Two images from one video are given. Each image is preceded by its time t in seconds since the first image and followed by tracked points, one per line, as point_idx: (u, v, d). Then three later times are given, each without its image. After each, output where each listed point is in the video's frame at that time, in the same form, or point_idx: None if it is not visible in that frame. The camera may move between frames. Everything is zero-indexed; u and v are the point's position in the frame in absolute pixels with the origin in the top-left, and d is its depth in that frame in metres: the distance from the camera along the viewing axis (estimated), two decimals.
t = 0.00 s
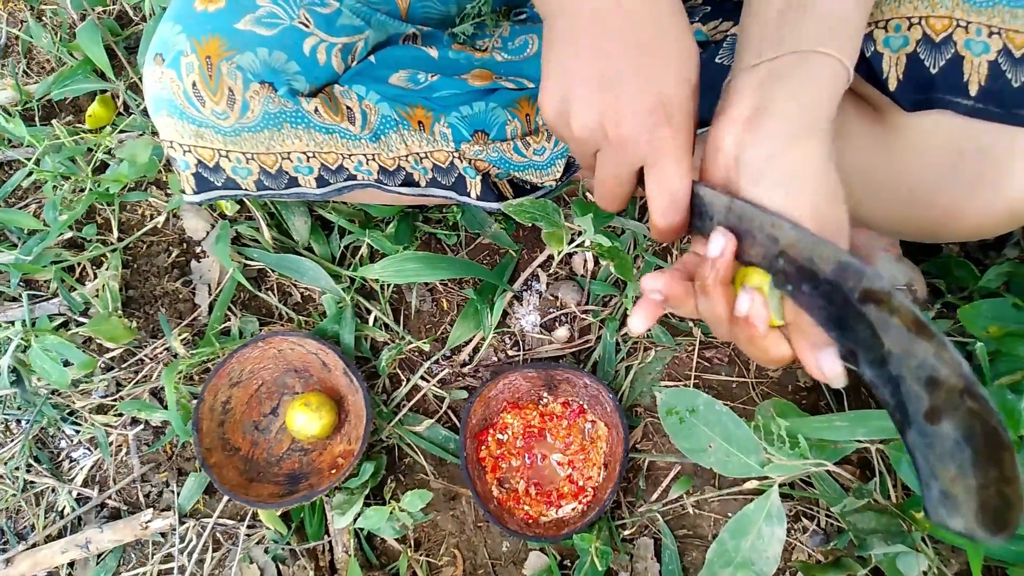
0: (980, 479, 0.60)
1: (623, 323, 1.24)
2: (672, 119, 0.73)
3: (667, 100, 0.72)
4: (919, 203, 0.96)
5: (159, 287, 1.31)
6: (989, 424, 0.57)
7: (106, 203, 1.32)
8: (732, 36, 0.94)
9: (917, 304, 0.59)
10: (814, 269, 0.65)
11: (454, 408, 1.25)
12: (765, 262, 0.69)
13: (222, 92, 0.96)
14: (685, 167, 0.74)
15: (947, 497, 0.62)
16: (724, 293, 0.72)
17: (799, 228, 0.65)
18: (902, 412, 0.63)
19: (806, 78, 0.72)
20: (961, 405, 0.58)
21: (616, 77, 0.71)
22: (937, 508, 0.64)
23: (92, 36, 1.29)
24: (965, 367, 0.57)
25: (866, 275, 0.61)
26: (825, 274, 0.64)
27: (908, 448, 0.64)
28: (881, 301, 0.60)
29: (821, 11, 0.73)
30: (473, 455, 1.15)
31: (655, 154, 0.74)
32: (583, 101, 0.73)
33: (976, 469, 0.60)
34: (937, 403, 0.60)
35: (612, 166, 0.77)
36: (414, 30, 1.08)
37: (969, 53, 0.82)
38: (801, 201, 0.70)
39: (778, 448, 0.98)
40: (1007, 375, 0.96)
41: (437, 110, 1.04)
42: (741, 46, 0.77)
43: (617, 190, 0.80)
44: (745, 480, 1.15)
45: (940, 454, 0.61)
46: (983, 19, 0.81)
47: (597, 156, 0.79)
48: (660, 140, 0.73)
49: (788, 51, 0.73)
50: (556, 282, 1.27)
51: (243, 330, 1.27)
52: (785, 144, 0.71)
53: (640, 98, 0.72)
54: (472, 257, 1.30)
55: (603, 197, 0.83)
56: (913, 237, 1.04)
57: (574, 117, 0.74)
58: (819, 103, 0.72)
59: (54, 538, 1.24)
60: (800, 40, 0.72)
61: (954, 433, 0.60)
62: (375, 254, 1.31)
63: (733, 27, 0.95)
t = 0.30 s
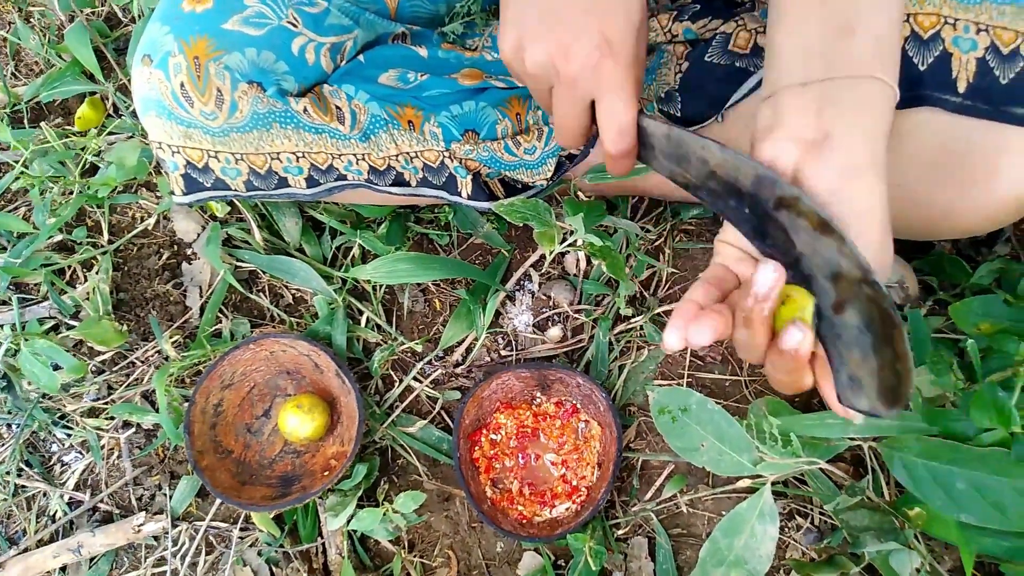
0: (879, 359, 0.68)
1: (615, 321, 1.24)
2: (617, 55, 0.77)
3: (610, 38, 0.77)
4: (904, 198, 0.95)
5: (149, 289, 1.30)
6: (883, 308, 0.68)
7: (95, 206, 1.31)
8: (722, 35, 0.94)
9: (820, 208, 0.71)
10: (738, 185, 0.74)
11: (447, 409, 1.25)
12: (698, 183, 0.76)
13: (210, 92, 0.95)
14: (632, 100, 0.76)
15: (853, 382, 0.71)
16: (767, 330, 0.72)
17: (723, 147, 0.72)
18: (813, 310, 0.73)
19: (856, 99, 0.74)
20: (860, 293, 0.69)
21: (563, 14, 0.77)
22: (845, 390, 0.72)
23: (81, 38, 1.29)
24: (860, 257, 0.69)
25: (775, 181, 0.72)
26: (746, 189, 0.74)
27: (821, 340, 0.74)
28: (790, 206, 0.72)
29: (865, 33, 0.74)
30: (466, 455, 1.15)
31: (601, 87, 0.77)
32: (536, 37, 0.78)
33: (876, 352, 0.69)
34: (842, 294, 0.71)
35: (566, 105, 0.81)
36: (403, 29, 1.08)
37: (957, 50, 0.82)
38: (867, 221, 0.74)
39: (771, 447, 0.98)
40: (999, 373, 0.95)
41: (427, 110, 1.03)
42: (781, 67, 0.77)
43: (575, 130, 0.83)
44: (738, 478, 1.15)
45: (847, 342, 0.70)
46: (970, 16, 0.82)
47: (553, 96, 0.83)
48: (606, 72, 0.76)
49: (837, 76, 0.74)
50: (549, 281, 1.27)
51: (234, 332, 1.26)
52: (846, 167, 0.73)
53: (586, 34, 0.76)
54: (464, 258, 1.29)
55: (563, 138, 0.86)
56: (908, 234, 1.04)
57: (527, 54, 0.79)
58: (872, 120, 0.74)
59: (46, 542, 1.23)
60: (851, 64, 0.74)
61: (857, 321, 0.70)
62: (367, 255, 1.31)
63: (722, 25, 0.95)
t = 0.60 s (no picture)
0: (895, 380, 0.68)
1: (614, 321, 1.24)
2: (608, 78, 0.78)
3: (601, 57, 0.78)
4: (905, 197, 0.94)
5: (148, 289, 1.30)
6: (899, 324, 0.66)
7: (94, 205, 1.31)
8: (722, 35, 0.94)
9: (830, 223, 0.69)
10: (741, 204, 0.72)
11: (446, 409, 1.25)
12: (698, 204, 0.75)
13: (209, 96, 0.95)
14: (624, 124, 0.78)
15: (869, 404, 0.70)
16: (755, 314, 0.70)
17: (727, 169, 0.71)
18: (825, 330, 0.72)
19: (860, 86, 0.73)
20: (874, 310, 0.67)
21: (553, 35, 0.77)
22: (860, 417, 0.71)
23: (79, 37, 1.28)
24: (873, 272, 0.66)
25: (784, 200, 0.70)
26: (749, 208, 0.72)
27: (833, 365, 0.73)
28: (798, 223, 0.70)
29: (874, 20, 0.74)
30: (466, 455, 1.15)
31: (595, 111, 0.78)
32: (528, 60, 0.78)
33: (891, 370, 0.68)
34: (855, 312, 0.69)
35: (557, 127, 0.81)
36: (402, 31, 1.08)
37: (959, 49, 0.83)
38: (861, 218, 0.72)
39: (772, 447, 0.97)
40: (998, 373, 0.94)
41: (426, 112, 1.03)
42: (789, 46, 0.76)
43: (566, 152, 0.84)
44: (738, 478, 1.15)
45: (860, 363, 0.69)
46: (971, 16, 0.82)
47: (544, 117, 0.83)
48: (598, 94, 0.78)
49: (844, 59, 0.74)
50: (548, 281, 1.27)
51: (233, 332, 1.26)
52: (839, 154, 0.73)
53: (578, 56, 0.77)
54: (464, 257, 1.29)
55: (553, 161, 0.87)
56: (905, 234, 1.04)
57: (518, 77, 0.79)
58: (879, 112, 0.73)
59: (45, 542, 1.23)
60: (857, 49, 0.74)
61: (871, 339, 0.68)
62: (366, 254, 1.30)
63: (722, 25, 0.95)
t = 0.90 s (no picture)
0: (856, 421, 0.68)
1: (615, 319, 1.24)
2: (608, 80, 0.76)
3: (601, 59, 0.75)
4: (905, 197, 0.95)
5: (147, 287, 1.29)
6: (859, 372, 0.65)
7: (93, 203, 1.31)
8: (724, 32, 0.94)
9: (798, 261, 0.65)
10: (721, 225, 0.70)
11: (446, 408, 1.24)
12: (684, 220, 0.74)
13: (208, 93, 0.95)
14: (622, 127, 0.76)
15: (834, 433, 0.71)
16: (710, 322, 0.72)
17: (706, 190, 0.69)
18: (794, 358, 0.70)
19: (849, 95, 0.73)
20: (837, 352, 0.65)
21: (553, 35, 0.75)
22: (827, 440, 0.72)
23: (77, 34, 1.28)
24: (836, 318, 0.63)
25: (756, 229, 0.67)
26: (729, 232, 0.70)
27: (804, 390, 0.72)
28: (770, 256, 0.67)
29: (867, 27, 0.74)
30: (466, 455, 1.14)
31: (593, 112, 0.77)
32: (527, 61, 0.76)
33: (854, 408, 0.67)
34: (820, 350, 0.66)
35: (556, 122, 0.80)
36: (403, 28, 1.07)
37: (961, 49, 0.81)
38: (836, 230, 0.72)
39: (773, 447, 0.98)
40: (1001, 373, 0.95)
41: (427, 110, 1.02)
42: (783, 48, 0.75)
43: (567, 145, 0.84)
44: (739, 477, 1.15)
45: (825, 397, 0.69)
46: (974, 14, 0.81)
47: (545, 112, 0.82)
48: (596, 97, 0.76)
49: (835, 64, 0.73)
50: (549, 280, 1.26)
51: (232, 331, 1.26)
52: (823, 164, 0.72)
53: (578, 55, 0.75)
54: (465, 256, 1.29)
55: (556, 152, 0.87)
56: (907, 234, 1.04)
57: (517, 76, 0.78)
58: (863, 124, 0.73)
59: (43, 541, 1.22)
60: (849, 56, 0.73)
61: (834, 378, 0.67)
62: (366, 252, 1.30)
63: (724, 22, 0.94)
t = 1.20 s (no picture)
0: (874, 449, 0.64)
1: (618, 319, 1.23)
2: (608, 101, 0.75)
3: (602, 80, 0.75)
4: (908, 195, 0.95)
5: (150, 286, 1.29)
6: (876, 395, 0.60)
7: (96, 203, 1.31)
8: (727, 31, 0.93)
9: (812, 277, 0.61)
10: (728, 243, 0.68)
11: (448, 408, 1.24)
12: (690, 238, 0.72)
13: (211, 91, 0.95)
14: (620, 149, 0.76)
15: (849, 466, 0.67)
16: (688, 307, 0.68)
17: (712, 206, 0.67)
18: (806, 384, 0.66)
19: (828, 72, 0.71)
20: (852, 375, 0.61)
21: (553, 54, 0.74)
22: (841, 473, 0.68)
23: (80, 34, 1.28)
24: (852, 338, 0.59)
25: (767, 247, 0.64)
26: (736, 250, 0.67)
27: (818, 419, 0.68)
28: (781, 272, 0.63)
29: (852, 4, 0.71)
30: (468, 454, 1.14)
31: (592, 132, 0.76)
32: (526, 80, 0.75)
33: (870, 439, 0.64)
34: (834, 372, 0.62)
35: (554, 144, 0.79)
36: (405, 26, 1.06)
37: (964, 49, 0.81)
38: (813, 203, 0.69)
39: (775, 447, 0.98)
40: (1003, 373, 0.94)
41: (429, 108, 1.03)
42: (763, 26, 0.74)
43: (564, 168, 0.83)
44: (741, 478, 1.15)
45: (839, 424, 0.65)
46: (977, 14, 0.80)
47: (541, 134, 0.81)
48: (594, 118, 0.75)
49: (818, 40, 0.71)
50: (551, 280, 1.26)
51: (234, 330, 1.26)
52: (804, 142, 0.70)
53: (577, 75, 0.74)
54: (467, 256, 1.29)
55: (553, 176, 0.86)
56: (910, 234, 1.04)
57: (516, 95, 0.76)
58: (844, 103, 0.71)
59: (46, 541, 1.23)
60: (831, 33, 0.71)
61: (850, 403, 0.63)
62: (368, 252, 1.30)
63: (727, 22, 0.94)
